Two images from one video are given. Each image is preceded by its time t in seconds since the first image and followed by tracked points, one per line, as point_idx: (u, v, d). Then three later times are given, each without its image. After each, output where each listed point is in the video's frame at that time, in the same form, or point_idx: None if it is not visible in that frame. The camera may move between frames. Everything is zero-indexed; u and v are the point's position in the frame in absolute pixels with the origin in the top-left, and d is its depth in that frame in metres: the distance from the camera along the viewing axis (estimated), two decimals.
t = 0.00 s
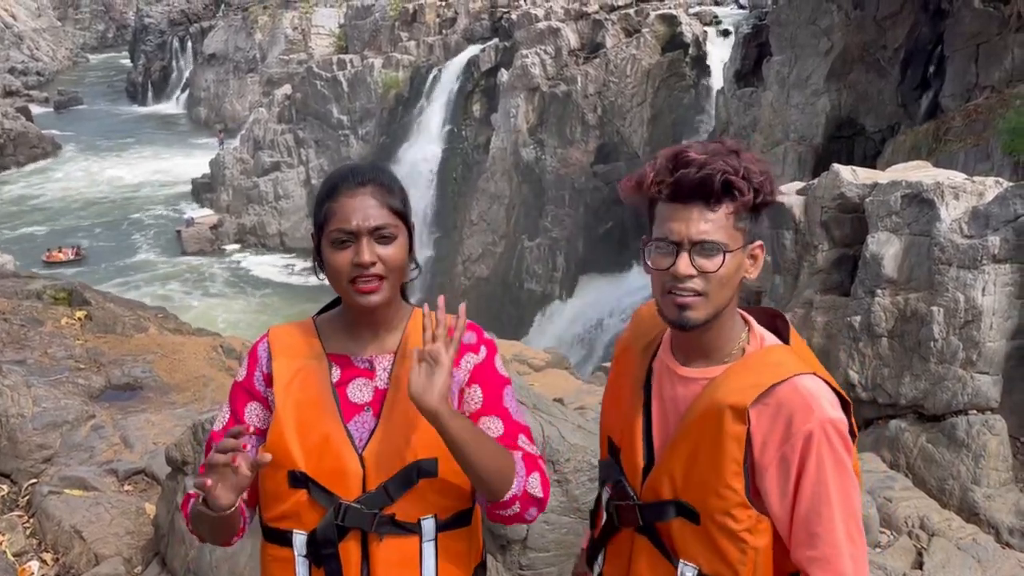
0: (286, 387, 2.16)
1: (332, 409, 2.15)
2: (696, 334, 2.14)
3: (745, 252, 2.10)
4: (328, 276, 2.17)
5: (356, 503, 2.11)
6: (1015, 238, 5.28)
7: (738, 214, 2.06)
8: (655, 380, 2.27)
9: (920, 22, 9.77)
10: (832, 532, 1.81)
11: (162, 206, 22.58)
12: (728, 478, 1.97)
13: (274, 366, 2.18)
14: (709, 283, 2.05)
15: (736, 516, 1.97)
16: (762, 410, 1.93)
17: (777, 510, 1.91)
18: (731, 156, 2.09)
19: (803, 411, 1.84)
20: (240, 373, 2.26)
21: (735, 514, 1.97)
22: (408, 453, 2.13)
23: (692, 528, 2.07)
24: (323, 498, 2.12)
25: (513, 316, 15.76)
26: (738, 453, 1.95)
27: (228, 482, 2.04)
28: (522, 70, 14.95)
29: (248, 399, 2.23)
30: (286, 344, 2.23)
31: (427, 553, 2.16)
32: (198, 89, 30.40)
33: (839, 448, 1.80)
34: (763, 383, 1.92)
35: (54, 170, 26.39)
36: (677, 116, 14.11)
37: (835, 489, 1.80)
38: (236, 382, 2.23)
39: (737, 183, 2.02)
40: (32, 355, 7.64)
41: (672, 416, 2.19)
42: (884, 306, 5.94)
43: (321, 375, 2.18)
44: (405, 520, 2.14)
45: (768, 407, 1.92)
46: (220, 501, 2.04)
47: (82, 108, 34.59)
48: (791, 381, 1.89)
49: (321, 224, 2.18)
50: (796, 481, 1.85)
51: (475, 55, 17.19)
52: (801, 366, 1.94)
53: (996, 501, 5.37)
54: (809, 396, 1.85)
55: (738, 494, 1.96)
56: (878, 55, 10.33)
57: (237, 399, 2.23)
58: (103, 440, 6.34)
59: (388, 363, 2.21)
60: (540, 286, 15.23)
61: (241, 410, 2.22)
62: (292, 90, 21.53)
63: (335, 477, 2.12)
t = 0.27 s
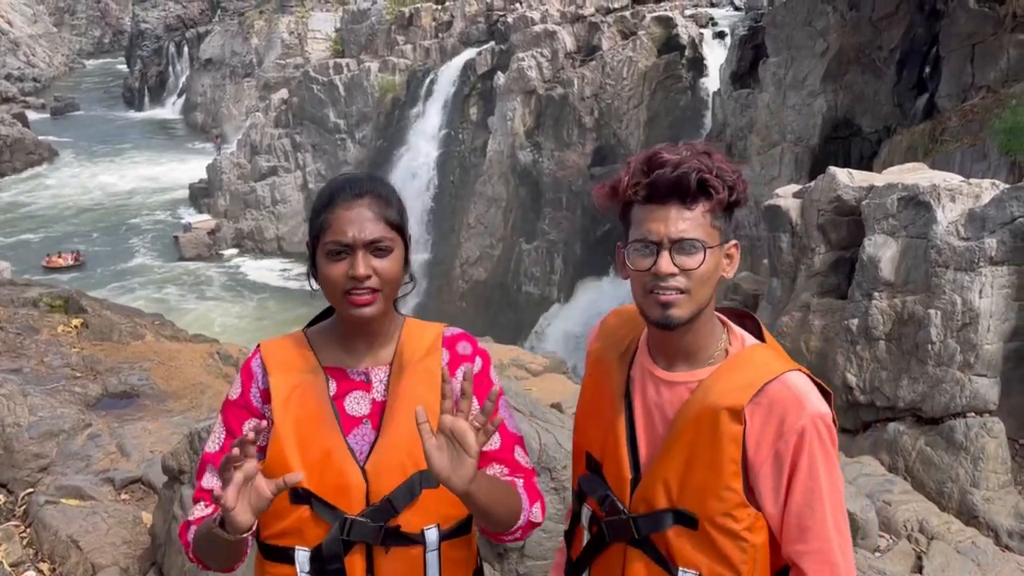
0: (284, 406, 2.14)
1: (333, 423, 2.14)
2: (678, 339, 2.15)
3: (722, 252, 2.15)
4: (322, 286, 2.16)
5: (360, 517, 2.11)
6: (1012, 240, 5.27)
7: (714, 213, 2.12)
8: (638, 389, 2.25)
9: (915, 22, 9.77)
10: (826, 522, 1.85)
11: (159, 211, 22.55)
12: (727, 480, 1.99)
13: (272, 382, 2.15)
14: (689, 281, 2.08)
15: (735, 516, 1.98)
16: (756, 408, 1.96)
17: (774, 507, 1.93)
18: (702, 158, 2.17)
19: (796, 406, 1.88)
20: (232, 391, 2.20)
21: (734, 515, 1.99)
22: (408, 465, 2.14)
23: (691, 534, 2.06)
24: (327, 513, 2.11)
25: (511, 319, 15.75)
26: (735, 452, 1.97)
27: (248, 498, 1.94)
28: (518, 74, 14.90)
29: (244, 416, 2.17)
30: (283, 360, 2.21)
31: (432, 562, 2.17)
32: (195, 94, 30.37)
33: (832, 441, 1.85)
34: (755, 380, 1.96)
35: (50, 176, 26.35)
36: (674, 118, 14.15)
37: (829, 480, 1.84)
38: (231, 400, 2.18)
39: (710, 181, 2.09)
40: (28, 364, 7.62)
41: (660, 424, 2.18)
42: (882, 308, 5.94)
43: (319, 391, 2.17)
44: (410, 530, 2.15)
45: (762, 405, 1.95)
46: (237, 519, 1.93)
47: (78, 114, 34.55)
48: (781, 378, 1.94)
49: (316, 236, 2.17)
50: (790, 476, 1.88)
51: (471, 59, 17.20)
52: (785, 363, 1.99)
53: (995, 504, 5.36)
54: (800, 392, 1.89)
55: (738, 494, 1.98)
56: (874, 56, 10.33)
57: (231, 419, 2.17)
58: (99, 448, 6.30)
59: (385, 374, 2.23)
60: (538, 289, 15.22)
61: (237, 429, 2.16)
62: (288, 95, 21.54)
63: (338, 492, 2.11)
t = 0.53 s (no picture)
0: (296, 420, 2.09)
1: (346, 435, 2.12)
2: (666, 344, 2.14)
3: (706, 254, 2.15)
4: (324, 286, 2.16)
5: (377, 527, 2.09)
6: (1008, 240, 5.27)
7: (695, 217, 2.11)
8: (625, 394, 2.24)
9: (911, 22, 9.77)
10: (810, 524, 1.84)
11: (157, 217, 22.53)
12: (716, 485, 1.98)
13: (283, 396, 2.09)
14: (670, 286, 2.07)
15: (724, 521, 1.98)
16: (746, 415, 1.95)
17: (763, 512, 1.93)
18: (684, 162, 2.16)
19: (784, 414, 1.88)
20: (229, 401, 2.14)
21: (723, 521, 1.98)
22: (423, 472, 2.15)
23: (678, 540, 2.06)
24: (343, 526, 2.09)
25: (510, 322, 15.74)
26: (724, 459, 1.97)
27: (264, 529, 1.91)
28: (515, 76, 14.91)
29: (246, 428, 2.12)
30: (290, 371, 2.15)
31: (442, 567, 2.18)
32: (192, 98, 30.35)
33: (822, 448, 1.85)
34: (745, 387, 1.95)
35: (47, 183, 26.32)
36: (672, 119, 14.25)
37: (816, 487, 1.84)
38: (232, 412, 2.11)
39: (690, 186, 2.09)
40: (26, 371, 7.61)
41: (648, 430, 2.17)
42: (879, 310, 5.94)
43: (329, 402, 2.14)
44: (423, 537, 2.15)
45: (751, 412, 1.95)
46: (241, 552, 1.89)
47: (75, 119, 34.54)
48: (768, 386, 1.94)
49: (318, 235, 2.17)
50: (778, 482, 1.88)
51: (468, 62, 17.20)
52: (771, 369, 1.99)
53: (995, 504, 5.35)
54: (787, 398, 1.89)
55: (727, 500, 1.98)
56: (870, 56, 10.33)
57: (232, 429, 2.12)
58: (96, 455, 6.28)
59: (390, 382, 2.22)
60: (537, 292, 15.20)
61: (240, 442, 2.11)
62: (285, 99, 21.54)
63: (354, 502, 2.10)
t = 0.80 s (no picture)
0: (298, 417, 2.08)
1: (347, 436, 2.11)
2: (657, 352, 2.12)
3: (699, 264, 2.14)
4: (325, 291, 2.14)
5: (376, 526, 2.08)
6: (1006, 240, 5.27)
7: (687, 225, 2.10)
8: (619, 401, 2.24)
9: (907, 22, 9.76)
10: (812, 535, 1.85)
11: (155, 221, 22.51)
12: (709, 494, 1.98)
13: (285, 392, 2.09)
14: (656, 294, 2.07)
15: (717, 531, 1.98)
16: (736, 425, 1.95)
17: (760, 519, 1.93)
18: (681, 169, 2.15)
19: (774, 426, 1.87)
20: (232, 396, 2.15)
21: (716, 530, 1.98)
22: (424, 473, 2.14)
23: (672, 550, 2.06)
24: (341, 524, 2.08)
25: (509, 324, 15.73)
26: (714, 469, 1.96)
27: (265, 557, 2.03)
28: (512, 78, 14.91)
29: (247, 424, 2.12)
30: (290, 370, 2.15)
31: (441, 565, 2.16)
32: (189, 103, 30.32)
33: (813, 457, 1.86)
34: (733, 399, 1.94)
35: (45, 188, 26.29)
36: (669, 120, 14.32)
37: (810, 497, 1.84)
38: (233, 407, 2.12)
39: (683, 193, 2.07)
40: (24, 378, 7.59)
41: (642, 438, 2.16)
42: (878, 310, 5.93)
43: (331, 402, 2.14)
44: (420, 537, 2.13)
45: (739, 423, 1.94)
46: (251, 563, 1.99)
47: (73, 125, 34.53)
48: (758, 394, 1.93)
49: (320, 238, 2.15)
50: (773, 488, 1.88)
51: (465, 64, 17.21)
52: (763, 376, 1.98)
53: (995, 505, 5.34)
54: (778, 408, 1.89)
55: (719, 510, 1.98)
56: (867, 56, 10.33)
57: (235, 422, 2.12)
58: (95, 462, 6.26)
59: (390, 381, 2.21)
60: (535, 294, 15.18)
61: (240, 437, 2.11)
62: (283, 103, 21.54)
63: (352, 500, 2.09)
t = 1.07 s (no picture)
0: (284, 397, 2.18)
1: (327, 427, 2.14)
2: (663, 351, 2.14)
3: (698, 270, 2.11)
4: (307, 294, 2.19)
5: (340, 521, 2.08)
6: (1005, 239, 5.28)
7: (680, 233, 2.07)
8: (624, 402, 2.25)
9: (905, 21, 9.75)
10: (809, 552, 1.81)
11: (154, 225, 22.50)
12: (708, 496, 1.96)
13: (274, 370, 2.22)
14: (646, 302, 2.07)
15: (718, 533, 1.97)
16: (738, 426, 1.93)
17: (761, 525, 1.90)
18: (680, 176, 2.12)
19: (775, 430, 1.85)
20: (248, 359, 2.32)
21: (717, 532, 1.97)
22: (395, 475, 2.10)
23: (676, 550, 2.05)
24: (308, 513, 2.12)
25: (509, 326, 15.72)
26: (714, 471, 1.95)
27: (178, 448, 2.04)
28: (511, 80, 14.93)
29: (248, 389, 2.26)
30: (291, 354, 2.27)
31: None
32: (187, 106, 30.30)
33: (815, 460, 1.83)
34: (734, 400, 1.93)
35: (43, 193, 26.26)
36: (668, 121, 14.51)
37: (814, 502, 1.81)
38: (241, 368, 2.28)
39: (672, 201, 2.04)
40: (23, 382, 7.58)
41: (645, 438, 2.17)
42: (878, 309, 5.93)
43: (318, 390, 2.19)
44: (387, 540, 2.09)
45: (742, 424, 1.93)
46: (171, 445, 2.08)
47: (71, 129, 34.52)
48: (760, 398, 1.91)
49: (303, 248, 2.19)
50: (772, 496, 1.86)
51: (463, 66, 17.22)
52: (767, 379, 1.96)
53: (995, 503, 5.35)
54: (778, 412, 1.87)
55: (719, 512, 1.96)
56: (864, 55, 10.32)
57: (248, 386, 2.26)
58: (95, 467, 6.25)
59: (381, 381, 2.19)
60: (535, 295, 15.15)
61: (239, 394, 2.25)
62: (281, 106, 21.55)
63: (323, 491, 2.11)
